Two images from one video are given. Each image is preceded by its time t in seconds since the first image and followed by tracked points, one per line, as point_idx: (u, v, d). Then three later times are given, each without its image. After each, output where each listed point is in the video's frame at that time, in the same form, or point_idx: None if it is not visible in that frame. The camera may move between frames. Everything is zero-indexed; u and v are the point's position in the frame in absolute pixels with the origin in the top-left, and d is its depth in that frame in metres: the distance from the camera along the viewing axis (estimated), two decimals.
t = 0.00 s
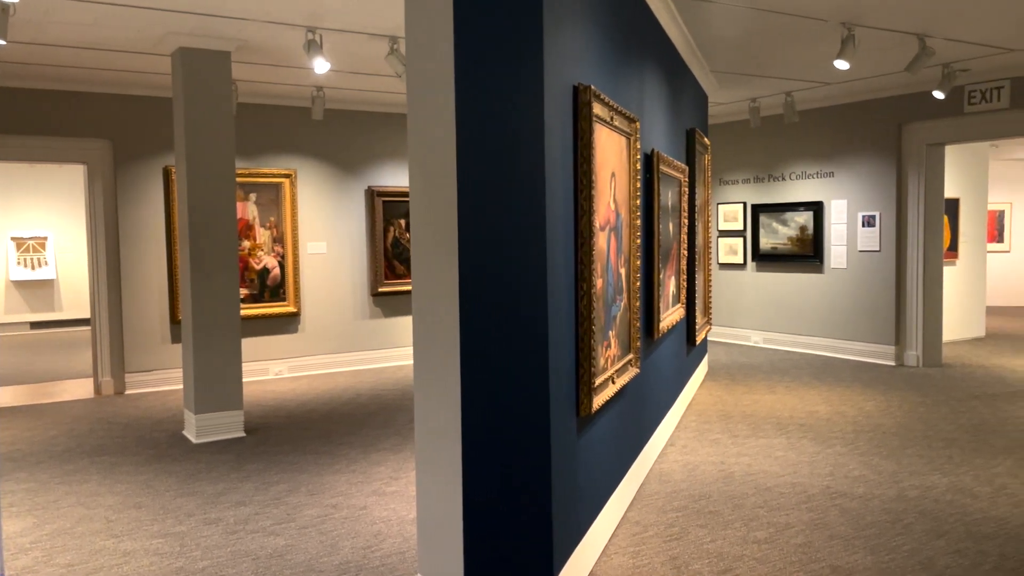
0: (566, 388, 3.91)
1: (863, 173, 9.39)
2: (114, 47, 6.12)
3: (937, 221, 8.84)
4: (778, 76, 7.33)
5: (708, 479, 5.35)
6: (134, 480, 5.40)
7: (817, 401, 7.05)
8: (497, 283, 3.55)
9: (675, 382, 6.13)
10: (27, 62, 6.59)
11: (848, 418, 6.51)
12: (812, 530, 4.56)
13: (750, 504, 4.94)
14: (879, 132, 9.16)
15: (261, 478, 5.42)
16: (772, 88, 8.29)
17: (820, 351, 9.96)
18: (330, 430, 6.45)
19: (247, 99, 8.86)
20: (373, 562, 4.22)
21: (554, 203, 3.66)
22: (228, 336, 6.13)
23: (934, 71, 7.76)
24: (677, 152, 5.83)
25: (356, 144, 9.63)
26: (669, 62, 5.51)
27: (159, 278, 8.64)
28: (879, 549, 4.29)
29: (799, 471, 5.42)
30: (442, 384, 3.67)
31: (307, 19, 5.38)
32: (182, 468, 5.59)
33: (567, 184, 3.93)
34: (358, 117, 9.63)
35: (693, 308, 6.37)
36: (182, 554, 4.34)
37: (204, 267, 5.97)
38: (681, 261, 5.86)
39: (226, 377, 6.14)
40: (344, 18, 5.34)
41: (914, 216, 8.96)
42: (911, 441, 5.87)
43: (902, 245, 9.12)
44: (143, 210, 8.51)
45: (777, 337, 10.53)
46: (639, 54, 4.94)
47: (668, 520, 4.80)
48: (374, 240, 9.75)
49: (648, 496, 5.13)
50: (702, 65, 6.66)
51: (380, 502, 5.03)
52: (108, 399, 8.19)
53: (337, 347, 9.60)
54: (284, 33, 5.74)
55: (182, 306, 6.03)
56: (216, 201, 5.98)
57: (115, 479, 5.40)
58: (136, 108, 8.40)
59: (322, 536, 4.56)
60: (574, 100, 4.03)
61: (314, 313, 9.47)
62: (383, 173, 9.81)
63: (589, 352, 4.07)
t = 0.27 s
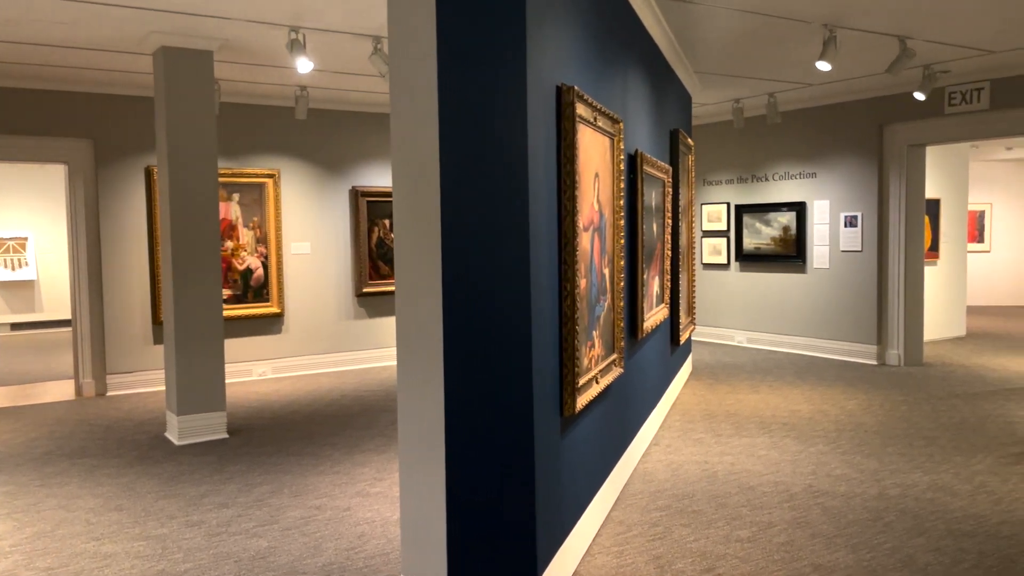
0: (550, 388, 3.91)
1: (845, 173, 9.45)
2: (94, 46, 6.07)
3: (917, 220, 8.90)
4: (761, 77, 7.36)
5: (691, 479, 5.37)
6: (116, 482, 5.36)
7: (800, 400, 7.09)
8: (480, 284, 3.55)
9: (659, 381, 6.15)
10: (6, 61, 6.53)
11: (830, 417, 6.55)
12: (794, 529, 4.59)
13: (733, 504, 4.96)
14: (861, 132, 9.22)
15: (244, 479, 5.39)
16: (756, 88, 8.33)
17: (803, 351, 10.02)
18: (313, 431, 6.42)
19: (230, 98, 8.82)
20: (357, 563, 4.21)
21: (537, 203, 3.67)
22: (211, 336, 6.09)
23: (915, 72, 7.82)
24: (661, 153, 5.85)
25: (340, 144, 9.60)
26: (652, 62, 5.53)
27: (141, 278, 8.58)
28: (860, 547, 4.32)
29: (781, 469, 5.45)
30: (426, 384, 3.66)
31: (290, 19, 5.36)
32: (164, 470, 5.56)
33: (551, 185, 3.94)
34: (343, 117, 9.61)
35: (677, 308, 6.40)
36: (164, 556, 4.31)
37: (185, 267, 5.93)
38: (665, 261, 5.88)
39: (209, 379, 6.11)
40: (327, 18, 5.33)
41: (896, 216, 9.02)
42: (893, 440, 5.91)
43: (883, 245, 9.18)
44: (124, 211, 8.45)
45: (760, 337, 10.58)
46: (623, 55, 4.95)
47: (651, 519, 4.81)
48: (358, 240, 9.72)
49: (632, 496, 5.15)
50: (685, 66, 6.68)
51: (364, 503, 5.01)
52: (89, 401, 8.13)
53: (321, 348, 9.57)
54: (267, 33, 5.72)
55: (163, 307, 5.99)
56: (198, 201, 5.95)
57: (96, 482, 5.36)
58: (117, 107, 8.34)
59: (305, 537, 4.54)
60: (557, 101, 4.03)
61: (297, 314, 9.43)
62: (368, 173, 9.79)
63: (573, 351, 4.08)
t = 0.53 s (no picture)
0: (536, 389, 3.90)
1: (829, 174, 9.51)
2: (77, 44, 6.02)
3: (901, 221, 8.95)
4: (746, 78, 7.39)
5: (677, 478, 5.38)
6: (99, 484, 5.32)
7: (785, 399, 7.12)
8: (466, 284, 3.53)
9: (645, 381, 6.16)
10: None
11: (815, 416, 6.59)
12: (779, 528, 4.60)
13: (719, 503, 4.97)
14: (845, 133, 9.27)
15: (228, 481, 5.36)
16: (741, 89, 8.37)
17: (788, 350, 10.06)
18: (299, 432, 6.39)
19: (215, 97, 8.77)
20: (343, 565, 4.19)
21: (523, 204, 3.66)
22: (196, 337, 6.06)
23: (899, 74, 7.87)
24: (647, 153, 5.86)
25: (326, 144, 9.57)
26: (638, 63, 5.54)
27: (125, 279, 8.52)
28: (844, 546, 4.34)
29: (767, 469, 5.47)
30: (410, 385, 3.62)
31: (274, 18, 5.33)
32: (147, 472, 5.52)
33: (536, 185, 3.93)
34: (330, 117, 9.57)
35: (663, 309, 6.41)
36: (148, 559, 4.28)
37: (169, 268, 5.89)
38: (651, 261, 5.89)
39: (193, 380, 6.07)
40: (312, 17, 5.31)
41: (880, 217, 9.08)
42: (877, 439, 5.94)
43: (867, 245, 9.23)
44: (107, 211, 8.39)
45: (746, 337, 10.63)
46: (608, 55, 4.95)
47: (637, 519, 4.82)
48: (344, 241, 9.69)
49: (618, 496, 5.15)
50: (671, 67, 6.70)
51: (350, 504, 4.99)
52: (72, 403, 8.07)
53: (307, 349, 9.54)
54: (252, 32, 5.69)
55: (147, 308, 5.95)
56: (183, 201, 5.91)
57: (79, 484, 5.31)
58: (101, 107, 8.28)
59: (290, 539, 4.51)
60: (544, 101, 4.03)
61: (283, 315, 9.39)
62: (354, 173, 9.76)
63: (559, 352, 4.07)
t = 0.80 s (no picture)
0: (523, 389, 3.90)
1: (813, 175, 9.57)
2: (61, 44, 5.98)
3: (885, 221, 9.05)
4: (732, 79, 7.42)
5: (664, 478, 5.40)
6: (83, 486, 5.28)
7: (771, 399, 7.15)
8: (452, 284, 3.53)
9: (632, 381, 6.17)
10: None
11: (801, 416, 6.62)
12: (765, 527, 4.63)
13: (705, 502, 4.99)
14: (831, 134, 9.33)
15: (214, 483, 5.34)
16: (727, 90, 8.40)
17: (774, 350, 10.11)
18: (285, 433, 6.37)
19: (200, 97, 8.73)
20: (328, 566, 4.17)
21: (509, 204, 3.66)
22: (181, 338, 6.03)
23: (883, 75, 7.93)
24: (633, 154, 5.87)
25: (313, 144, 9.54)
26: (624, 64, 5.55)
27: (109, 280, 8.46)
28: (829, 544, 4.37)
29: (752, 468, 5.50)
30: (396, 385, 3.61)
31: (260, 18, 5.32)
32: (132, 474, 5.48)
33: (523, 186, 3.93)
34: (316, 117, 9.55)
35: (649, 309, 6.44)
36: (132, 561, 4.25)
37: (154, 269, 5.86)
38: (637, 261, 5.91)
39: (178, 381, 6.04)
40: (297, 17, 5.29)
41: (864, 218, 9.16)
42: (862, 438, 5.98)
43: (852, 245, 9.30)
44: (91, 211, 8.33)
45: (731, 337, 10.67)
46: (595, 56, 4.96)
47: (624, 519, 4.83)
48: (330, 241, 9.67)
49: (605, 496, 5.16)
50: (657, 67, 6.72)
51: (336, 505, 4.98)
52: (55, 404, 8.01)
53: (293, 350, 9.51)
54: (238, 32, 5.67)
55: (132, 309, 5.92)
56: (168, 201, 5.88)
57: (62, 486, 5.27)
58: (86, 106, 8.23)
59: (276, 541, 4.50)
60: (530, 102, 4.03)
61: (269, 315, 9.36)
62: (340, 173, 9.74)
63: (546, 352, 4.08)
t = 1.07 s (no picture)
0: (509, 390, 3.89)
1: (798, 175, 9.62)
2: (44, 43, 5.94)
3: (869, 223, 9.12)
4: (717, 80, 7.45)
5: (650, 477, 5.42)
6: (67, 488, 5.25)
7: (756, 399, 7.18)
8: (439, 285, 3.52)
9: (618, 381, 6.19)
10: None
11: (786, 415, 6.66)
12: (750, 526, 4.65)
13: (691, 501, 5.01)
14: (815, 135, 9.38)
15: (199, 484, 5.31)
16: (713, 91, 8.44)
17: (760, 350, 10.16)
18: (271, 434, 6.35)
19: (184, 96, 8.69)
20: (314, 567, 4.16)
21: (495, 205, 3.66)
22: (165, 340, 6.00)
23: (867, 76, 7.99)
24: (619, 155, 5.89)
25: (300, 144, 9.51)
26: (610, 65, 5.56)
27: (93, 280, 8.41)
28: (814, 543, 4.39)
29: (738, 467, 5.52)
30: (383, 386, 3.60)
31: (245, 18, 5.30)
32: (117, 476, 5.45)
33: (509, 186, 3.94)
34: (302, 116, 9.51)
35: (636, 309, 6.46)
36: (116, 563, 4.23)
37: (138, 269, 5.83)
38: (624, 262, 5.92)
39: (163, 383, 6.01)
40: (283, 17, 5.28)
41: (849, 219, 9.22)
42: (846, 437, 6.02)
43: (837, 246, 9.36)
44: (74, 211, 8.27)
45: (717, 337, 10.71)
46: (581, 57, 4.97)
47: (610, 518, 4.84)
48: (316, 241, 9.64)
49: (591, 495, 5.17)
50: (643, 68, 6.73)
51: (322, 506, 4.97)
52: (38, 406, 7.95)
53: (279, 350, 9.48)
54: (223, 31, 5.65)
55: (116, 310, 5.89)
56: (152, 202, 5.86)
57: (45, 488, 5.24)
58: (70, 106, 8.18)
59: (261, 542, 4.48)
60: (516, 102, 4.03)
61: (254, 316, 9.32)
62: (327, 174, 9.71)
63: (532, 352, 4.08)
